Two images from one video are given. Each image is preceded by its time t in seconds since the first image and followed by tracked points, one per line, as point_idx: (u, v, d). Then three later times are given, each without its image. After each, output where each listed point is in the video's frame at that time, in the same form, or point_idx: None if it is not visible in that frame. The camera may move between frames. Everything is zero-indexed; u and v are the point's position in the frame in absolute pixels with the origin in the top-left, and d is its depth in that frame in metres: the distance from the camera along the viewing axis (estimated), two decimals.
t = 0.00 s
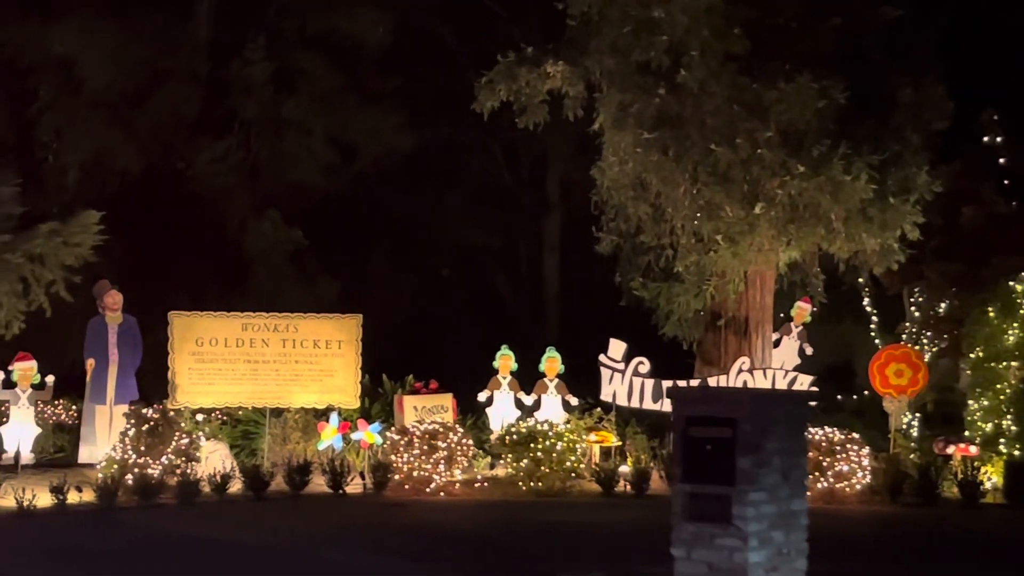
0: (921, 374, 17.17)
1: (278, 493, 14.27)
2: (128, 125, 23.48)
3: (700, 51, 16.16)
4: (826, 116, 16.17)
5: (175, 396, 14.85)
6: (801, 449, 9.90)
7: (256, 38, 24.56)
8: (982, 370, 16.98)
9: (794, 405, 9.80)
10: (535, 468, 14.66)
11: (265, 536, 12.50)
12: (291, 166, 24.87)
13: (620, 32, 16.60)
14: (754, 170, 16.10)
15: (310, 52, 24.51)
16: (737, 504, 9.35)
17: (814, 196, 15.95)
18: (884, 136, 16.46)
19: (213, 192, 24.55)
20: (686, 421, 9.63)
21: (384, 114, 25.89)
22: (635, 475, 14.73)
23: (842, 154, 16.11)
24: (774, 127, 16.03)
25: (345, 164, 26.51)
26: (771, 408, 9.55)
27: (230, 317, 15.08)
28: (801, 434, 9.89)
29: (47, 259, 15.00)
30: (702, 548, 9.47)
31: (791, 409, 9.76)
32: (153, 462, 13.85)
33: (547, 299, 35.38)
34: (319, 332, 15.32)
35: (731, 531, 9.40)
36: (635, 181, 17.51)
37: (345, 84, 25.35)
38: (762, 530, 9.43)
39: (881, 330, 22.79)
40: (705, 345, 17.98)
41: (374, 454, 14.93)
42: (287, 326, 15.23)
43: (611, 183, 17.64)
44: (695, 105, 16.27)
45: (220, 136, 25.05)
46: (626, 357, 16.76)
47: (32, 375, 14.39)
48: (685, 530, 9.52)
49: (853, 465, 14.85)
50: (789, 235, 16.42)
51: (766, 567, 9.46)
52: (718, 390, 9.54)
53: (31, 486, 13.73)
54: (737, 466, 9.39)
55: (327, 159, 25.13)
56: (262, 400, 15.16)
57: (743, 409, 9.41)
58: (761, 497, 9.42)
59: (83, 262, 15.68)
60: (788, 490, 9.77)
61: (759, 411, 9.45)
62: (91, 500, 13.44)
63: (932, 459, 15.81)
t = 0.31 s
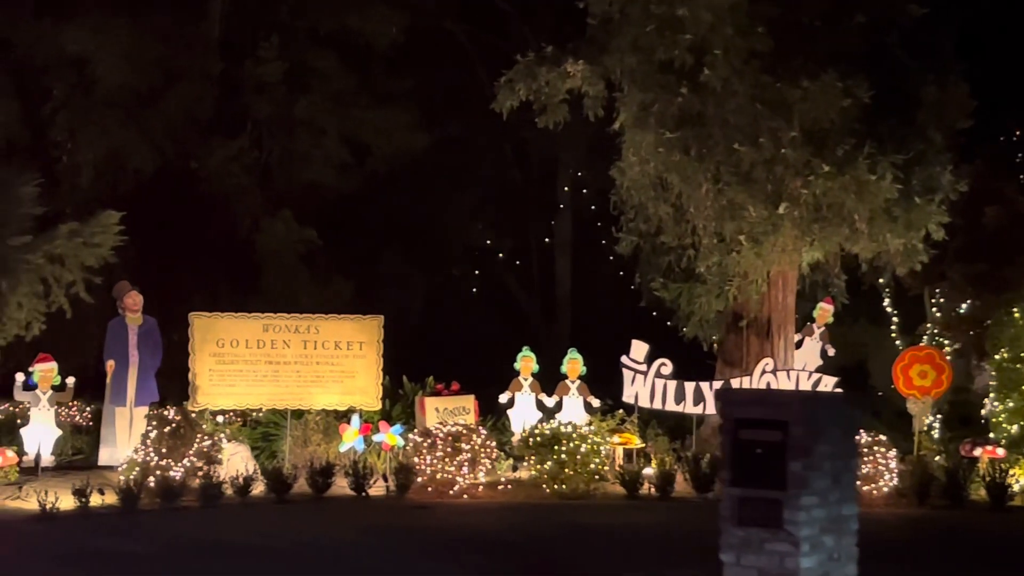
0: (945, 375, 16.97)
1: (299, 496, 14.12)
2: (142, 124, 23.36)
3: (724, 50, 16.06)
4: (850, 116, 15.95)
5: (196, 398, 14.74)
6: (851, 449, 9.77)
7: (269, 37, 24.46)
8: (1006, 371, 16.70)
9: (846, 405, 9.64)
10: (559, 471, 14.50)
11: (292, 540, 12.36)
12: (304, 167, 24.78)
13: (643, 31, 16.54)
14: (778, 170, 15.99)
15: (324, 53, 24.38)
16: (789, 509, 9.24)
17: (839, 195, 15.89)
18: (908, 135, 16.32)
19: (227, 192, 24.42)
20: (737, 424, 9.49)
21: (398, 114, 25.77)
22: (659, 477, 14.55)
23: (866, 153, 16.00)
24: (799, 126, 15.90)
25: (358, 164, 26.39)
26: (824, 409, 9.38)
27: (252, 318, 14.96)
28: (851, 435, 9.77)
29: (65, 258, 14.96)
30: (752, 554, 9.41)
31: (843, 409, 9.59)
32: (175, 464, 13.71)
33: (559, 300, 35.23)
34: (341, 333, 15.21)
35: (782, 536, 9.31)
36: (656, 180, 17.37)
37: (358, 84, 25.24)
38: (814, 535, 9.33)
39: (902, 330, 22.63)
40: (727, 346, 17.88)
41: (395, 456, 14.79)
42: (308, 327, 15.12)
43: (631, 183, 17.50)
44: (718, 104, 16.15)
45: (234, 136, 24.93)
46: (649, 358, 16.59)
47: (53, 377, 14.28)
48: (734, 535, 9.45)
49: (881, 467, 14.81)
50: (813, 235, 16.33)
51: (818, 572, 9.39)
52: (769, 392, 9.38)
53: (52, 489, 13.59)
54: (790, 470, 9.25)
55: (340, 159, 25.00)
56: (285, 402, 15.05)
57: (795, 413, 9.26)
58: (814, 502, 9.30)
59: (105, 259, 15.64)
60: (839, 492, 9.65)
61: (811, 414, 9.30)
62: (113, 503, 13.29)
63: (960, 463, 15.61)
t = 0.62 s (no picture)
0: (965, 376, 16.87)
1: (317, 498, 14.01)
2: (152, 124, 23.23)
3: (744, 49, 15.94)
4: (871, 115, 15.85)
5: (213, 399, 14.63)
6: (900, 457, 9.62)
7: (279, 37, 24.35)
8: None
9: (897, 412, 9.51)
10: (579, 472, 14.41)
11: (316, 543, 12.22)
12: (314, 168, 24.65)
13: (662, 30, 16.42)
14: (798, 170, 15.93)
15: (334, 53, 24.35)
16: (837, 512, 9.09)
17: (860, 195, 15.66)
18: (929, 135, 16.16)
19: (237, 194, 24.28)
20: (780, 427, 9.45)
21: (407, 113, 25.65)
22: (679, 479, 14.45)
23: (888, 153, 15.81)
24: (819, 125, 15.74)
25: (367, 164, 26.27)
26: (876, 413, 9.26)
27: (269, 318, 14.84)
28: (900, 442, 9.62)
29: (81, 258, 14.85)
30: (798, 559, 9.21)
31: (893, 415, 9.47)
32: (193, 467, 13.57)
33: (567, 300, 35.12)
34: (358, 334, 15.07)
35: (830, 540, 9.12)
36: (673, 180, 17.24)
37: (368, 84, 25.13)
38: (862, 541, 9.15)
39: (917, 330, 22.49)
40: (744, 347, 17.76)
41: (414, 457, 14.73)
42: (326, 327, 15.00)
43: (648, 183, 17.38)
44: (737, 103, 16.03)
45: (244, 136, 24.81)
46: (668, 359, 16.42)
47: (69, 378, 14.31)
48: (781, 539, 9.27)
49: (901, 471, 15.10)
50: (833, 236, 16.16)
51: None
52: (818, 394, 9.28)
53: (70, 491, 13.46)
54: (840, 474, 9.11)
55: (350, 160, 24.88)
56: (302, 403, 14.94)
57: (846, 415, 9.15)
58: (863, 506, 9.14)
59: (122, 259, 15.52)
60: (888, 500, 9.49)
61: (864, 415, 9.17)
62: (132, 506, 13.16)
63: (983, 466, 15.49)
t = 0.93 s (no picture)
0: (986, 378, 16.74)
1: (338, 501, 13.91)
2: (164, 125, 23.11)
3: (765, 49, 15.86)
4: (893, 115, 15.72)
5: (231, 401, 14.52)
6: (943, 458, 9.65)
7: (290, 38, 24.25)
8: None
9: (941, 414, 9.55)
10: (601, 475, 14.28)
11: (341, 547, 12.08)
12: (325, 169, 24.61)
13: (682, 29, 16.32)
14: (819, 170, 15.74)
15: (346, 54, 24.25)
16: (889, 516, 9.11)
17: (882, 196, 15.45)
18: (951, 135, 16.03)
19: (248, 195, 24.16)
20: (831, 430, 9.37)
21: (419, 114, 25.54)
22: (702, 482, 14.32)
23: (909, 153, 15.68)
24: (839, 125, 15.62)
25: (378, 165, 26.16)
26: (923, 415, 9.28)
27: (288, 320, 14.75)
28: (944, 444, 9.65)
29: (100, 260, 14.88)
30: (847, 564, 9.22)
31: (938, 417, 9.50)
32: (213, 469, 13.51)
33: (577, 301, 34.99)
34: (376, 336, 14.96)
35: (881, 546, 9.15)
36: (691, 180, 17.13)
37: (380, 84, 25.02)
38: (912, 545, 9.16)
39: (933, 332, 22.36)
40: (763, 348, 17.69)
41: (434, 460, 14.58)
42: (345, 329, 14.90)
43: (666, 184, 17.28)
44: (757, 103, 15.90)
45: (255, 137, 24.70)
46: (687, 361, 16.34)
47: (87, 380, 14.12)
48: (830, 545, 9.26)
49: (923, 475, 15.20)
50: (854, 236, 16.01)
51: None
52: (866, 397, 9.27)
53: (90, 494, 13.34)
54: (891, 477, 9.13)
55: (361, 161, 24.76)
56: (320, 405, 14.83)
57: (895, 417, 9.16)
58: (913, 510, 9.17)
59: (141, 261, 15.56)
60: (934, 502, 9.52)
61: (912, 417, 9.18)
62: (152, 509, 13.05)
63: (1007, 468, 15.33)
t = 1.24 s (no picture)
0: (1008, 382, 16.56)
1: (358, 506, 13.80)
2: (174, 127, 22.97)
3: (787, 50, 15.73)
4: (916, 117, 15.51)
5: (249, 405, 14.32)
6: (1002, 463, 9.74)
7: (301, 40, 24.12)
8: None
9: (1000, 419, 9.64)
10: (623, 480, 14.16)
11: (362, 554, 11.92)
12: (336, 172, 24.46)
13: (702, 30, 16.25)
14: (840, 173, 15.53)
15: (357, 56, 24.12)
16: (945, 523, 9.27)
17: (905, 198, 15.28)
18: (973, 138, 15.90)
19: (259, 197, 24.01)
20: (885, 437, 9.49)
21: (430, 116, 25.39)
22: (725, 487, 14.17)
23: (932, 156, 15.50)
24: (861, 128, 15.42)
25: (390, 168, 26.01)
26: (981, 423, 9.39)
27: (307, 323, 14.60)
28: (1002, 449, 9.73)
29: (118, 262, 14.89)
30: (902, 572, 9.40)
31: (996, 423, 9.60)
32: (233, 474, 13.43)
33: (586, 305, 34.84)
34: (396, 340, 14.82)
35: (937, 555, 9.32)
36: (711, 183, 17.03)
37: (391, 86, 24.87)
38: (968, 553, 9.32)
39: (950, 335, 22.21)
40: (783, 352, 17.57)
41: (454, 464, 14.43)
42: (364, 333, 14.77)
43: (685, 187, 17.18)
44: (778, 105, 15.73)
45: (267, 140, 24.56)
46: (708, 365, 16.12)
47: (105, 384, 14.01)
48: (885, 552, 9.44)
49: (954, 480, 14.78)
50: (877, 239, 15.85)
51: None
52: (923, 405, 9.38)
53: (110, 499, 13.24)
54: (947, 485, 9.28)
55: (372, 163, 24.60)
56: (340, 409, 14.70)
57: (952, 425, 9.29)
58: (969, 518, 9.33)
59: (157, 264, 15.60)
60: (990, 508, 9.63)
61: (970, 425, 9.31)
62: (172, 514, 12.96)
63: None
